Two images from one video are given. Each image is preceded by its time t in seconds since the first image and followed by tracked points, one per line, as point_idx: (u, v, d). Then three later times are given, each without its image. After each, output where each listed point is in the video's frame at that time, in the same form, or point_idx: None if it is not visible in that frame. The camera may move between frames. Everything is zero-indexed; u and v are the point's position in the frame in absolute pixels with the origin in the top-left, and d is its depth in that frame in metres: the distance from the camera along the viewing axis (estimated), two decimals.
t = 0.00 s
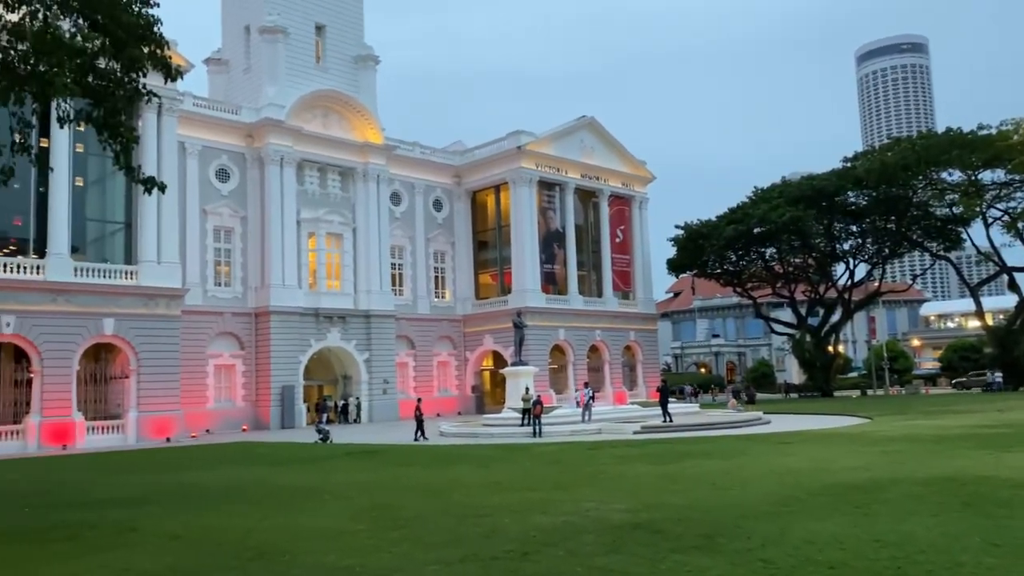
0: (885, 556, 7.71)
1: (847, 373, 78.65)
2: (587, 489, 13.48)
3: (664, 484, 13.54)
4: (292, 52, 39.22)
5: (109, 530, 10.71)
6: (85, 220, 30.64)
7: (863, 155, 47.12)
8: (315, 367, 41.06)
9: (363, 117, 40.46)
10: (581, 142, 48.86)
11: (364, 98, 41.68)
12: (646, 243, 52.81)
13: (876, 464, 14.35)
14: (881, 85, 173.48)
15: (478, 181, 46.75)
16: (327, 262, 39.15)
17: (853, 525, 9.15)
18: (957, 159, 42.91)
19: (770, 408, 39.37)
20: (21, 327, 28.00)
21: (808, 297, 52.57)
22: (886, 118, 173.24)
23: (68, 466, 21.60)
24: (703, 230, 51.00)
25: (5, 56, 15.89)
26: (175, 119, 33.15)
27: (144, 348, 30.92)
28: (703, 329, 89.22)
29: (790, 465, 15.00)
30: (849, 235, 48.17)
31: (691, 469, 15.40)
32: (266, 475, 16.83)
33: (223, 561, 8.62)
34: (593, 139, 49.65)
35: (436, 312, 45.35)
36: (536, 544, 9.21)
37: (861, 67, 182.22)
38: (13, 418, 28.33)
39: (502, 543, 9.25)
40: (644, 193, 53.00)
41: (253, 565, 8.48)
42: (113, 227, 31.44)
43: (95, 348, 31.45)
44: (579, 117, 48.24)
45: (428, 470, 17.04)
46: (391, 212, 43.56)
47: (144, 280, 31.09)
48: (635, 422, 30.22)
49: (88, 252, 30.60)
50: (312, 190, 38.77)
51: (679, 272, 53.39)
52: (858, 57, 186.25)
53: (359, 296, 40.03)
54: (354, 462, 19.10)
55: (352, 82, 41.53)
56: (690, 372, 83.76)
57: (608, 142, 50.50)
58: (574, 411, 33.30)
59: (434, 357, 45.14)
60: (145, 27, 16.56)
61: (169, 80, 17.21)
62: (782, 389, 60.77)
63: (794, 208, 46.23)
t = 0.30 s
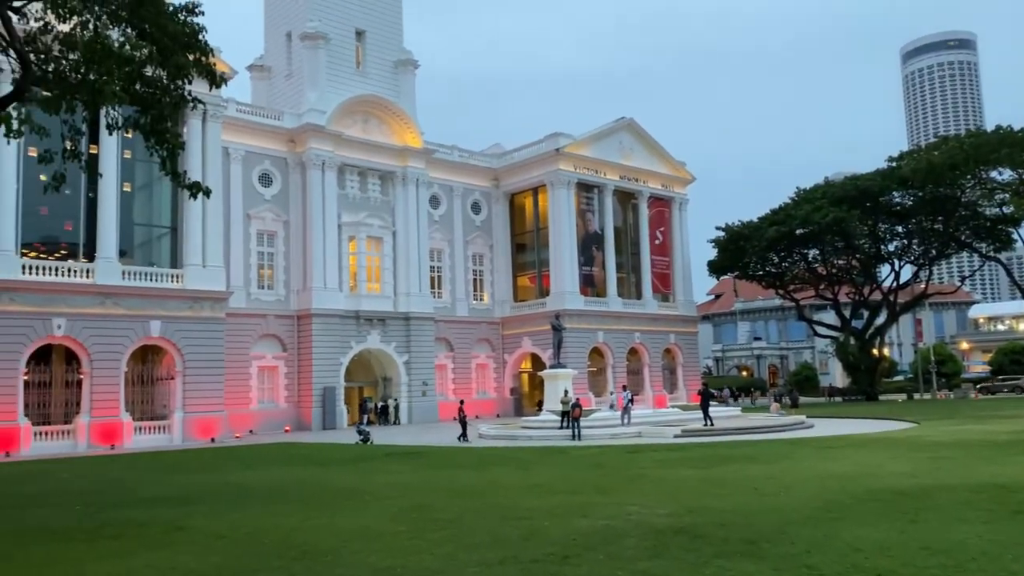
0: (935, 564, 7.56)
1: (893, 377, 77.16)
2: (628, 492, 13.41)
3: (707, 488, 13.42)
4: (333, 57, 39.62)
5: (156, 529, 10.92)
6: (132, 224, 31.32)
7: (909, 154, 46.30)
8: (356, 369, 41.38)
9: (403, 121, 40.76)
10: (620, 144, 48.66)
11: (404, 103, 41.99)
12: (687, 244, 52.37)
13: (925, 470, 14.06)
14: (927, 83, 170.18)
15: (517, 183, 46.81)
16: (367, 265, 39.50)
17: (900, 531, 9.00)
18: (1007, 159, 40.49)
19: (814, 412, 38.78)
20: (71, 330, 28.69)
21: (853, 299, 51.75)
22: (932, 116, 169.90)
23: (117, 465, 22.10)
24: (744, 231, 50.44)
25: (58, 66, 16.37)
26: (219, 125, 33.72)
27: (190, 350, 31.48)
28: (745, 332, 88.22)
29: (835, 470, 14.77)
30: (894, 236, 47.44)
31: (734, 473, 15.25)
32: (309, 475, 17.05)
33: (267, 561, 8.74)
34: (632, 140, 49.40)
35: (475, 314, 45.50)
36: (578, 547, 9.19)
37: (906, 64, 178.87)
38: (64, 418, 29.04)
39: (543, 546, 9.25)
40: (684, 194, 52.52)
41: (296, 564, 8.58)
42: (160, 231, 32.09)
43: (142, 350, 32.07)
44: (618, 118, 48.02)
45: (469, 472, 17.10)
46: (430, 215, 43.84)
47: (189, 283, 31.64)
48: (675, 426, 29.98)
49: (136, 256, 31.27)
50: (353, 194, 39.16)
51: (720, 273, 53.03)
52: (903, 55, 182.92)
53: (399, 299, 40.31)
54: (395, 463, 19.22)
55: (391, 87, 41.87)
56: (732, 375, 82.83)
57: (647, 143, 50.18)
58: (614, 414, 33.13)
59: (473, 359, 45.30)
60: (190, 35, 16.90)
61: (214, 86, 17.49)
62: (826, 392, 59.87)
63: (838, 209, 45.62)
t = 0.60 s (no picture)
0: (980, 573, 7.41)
1: (936, 380, 75.69)
2: (666, 497, 13.32)
3: (746, 493, 13.29)
4: (369, 62, 39.98)
5: (198, 529, 11.10)
6: (173, 229, 31.89)
7: (952, 153, 45.49)
8: (391, 371, 41.68)
9: (438, 125, 40.97)
10: (655, 145, 48.40)
11: (439, 106, 42.21)
12: (723, 246, 51.89)
13: (970, 476, 13.77)
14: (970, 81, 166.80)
15: (551, 186, 46.74)
16: (402, 268, 39.73)
17: (944, 539, 8.84)
18: None
19: (854, 416, 38.18)
20: (114, 332, 29.26)
21: (893, 301, 50.86)
22: (976, 114, 166.47)
23: (160, 466, 22.48)
24: (782, 232, 49.85)
25: (103, 75, 16.74)
26: (258, 130, 34.19)
27: (229, 353, 31.92)
28: (783, 335, 87.14)
29: (877, 476, 14.53)
30: (936, 237, 46.59)
31: (773, 478, 15.07)
32: (347, 477, 17.21)
33: (307, 561, 8.84)
34: (667, 141, 49.10)
35: (510, 317, 45.54)
36: (615, 551, 9.16)
37: (949, 62, 175.48)
38: (108, 419, 29.62)
39: (580, 550, 9.22)
40: (720, 195, 52.02)
41: (335, 565, 8.67)
42: (200, 236, 32.62)
43: (183, 352, 32.54)
44: (653, 119, 47.79)
45: (505, 474, 17.13)
46: (464, 218, 43.99)
47: (230, 286, 32.11)
48: (712, 429, 29.71)
49: (177, 260, 31.81)
50: (388, 198, 39.45)
51: (757, 275, 52.44)
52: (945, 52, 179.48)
53: (433, 301, 40.49)
54: (431, 466, 19.31)
55: (426, 91, 42.11)
56: (770, 378, 81.92)
57: (683, 145, 49.84)
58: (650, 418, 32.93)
59: (508, 362, 45.34)
60: (229, 42, 17.17)
61: (253, 92, 17.71)
62: (866, 396, 58.90)
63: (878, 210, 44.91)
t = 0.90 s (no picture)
0: None
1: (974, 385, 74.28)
2: (697, 501, 13.21)
3: (779, 497, 13.13)
4: (399, 66, 40.23)
5: (232, 529, 11.23)
6: (207, 233, 32.31)
7: (990, 153, 44.66)
8: (421, 374, 41.87)
9: (467, 128, 41.06)
10: (686, 146, 48.08)
11: (468, 110, 42.32)
12: (755, 248, 51.42)
13: (1009, 481, 13.49)
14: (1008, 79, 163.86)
15: (581, 188, 46.64)
16: (431, 271, 39.88)
17: (983, 546, 8.67)
18: None
19: (889, 421, 37.59)
20: (149, 335, 29.71)
21: (930, 303, 50.00)
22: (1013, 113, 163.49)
23: (194, 467, 22.76)
24: (815, 234, 49.29)
25: (138, 81, 17.02)
26: (289, 135, 34.53)
27: (261, 355, 32.24)
28: (816, 338, 86.06)
29: (913, 480, 14.29)
30: (974, 237, 45.74)
31: (807, 482, 14.89)
32: (377, 479, 17.29)
33: (338, 562, 8.90)
34: (698, 143, 48.77)
35: (539, 320, 45.49)
36: (646, 556, 9.10)
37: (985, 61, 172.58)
38: (143, 420, 30.06)
39: (610, 554, 9.18)
40: (752, 197, 51.55)
41: (366, 566, 8.71)
42: (234, 240, 33.00)
43: (217, 355, 32.90)
44: (683, 121, 47.50)
45: (535, 478, 17.10)
46: (493, 221, 44.05)
47: (262, 289, 32.45)
48: (744, 434, 29.42)
49: (210, 264, 32.21)
50: (418, 201, 39.62)
51: (789, 278, 51.85)
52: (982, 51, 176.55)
53: (463, 304, 40.58)
54: (461, 468, 19.34)
55: (456, 95, 42.25)
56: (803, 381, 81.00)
57: (714, 146, 49.48)
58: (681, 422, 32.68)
59: (538, 364, 45.30)
60: (261, 48, 17.39)
61: (285, 97, 17.89)
62: (902, 400, 57.99)
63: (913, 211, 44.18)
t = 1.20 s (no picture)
0: None
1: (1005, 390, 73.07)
2: (722, 505, 13.10)
3: (806, 502, 12.99)
4: (422, 70, 40.39)
5: (257, 530, 11.29)
6: (234, 237, 32.62)
7: (1020, 153, 44.04)
8: (444, 377, 41.96)
9: (490, 131, 41.10)
10: (710, 148, 47.79)
11: (491, 113, 42.37)
12: (780, 251, 51.02)
13: None
14: None
15: (604, 191, 46.55)
16: (455, 274, 39.93)
17: (1015, 552, 8.52)
18: None
19: (917, 426, 37.08)
20: (176, 337, 30.02)
21: (959, 306, 49.29)
22: None
23: (222, 468, 22.95)
24: (841, 236, 48.85)
25: (166, 86, 17.24)
26: (314, 139, 34.79)
27: (287, 358, 32.46)
28: (842, 341, 85.18)
29: (942, 486, 14.09)
30: (1005, 239, 45.08)
31: (834, 487, 14.71)
32: (401, 481, 17.31)
33: (362, 563, 8.92)
34: (722, 144, 48.47)
35: (562, 323, 45.40)
36: (672, 559, 9.03)
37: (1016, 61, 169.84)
38: (170, 422, 30.37)
39: (635, 558, 9.12)
40: (777, 198, 51.13)
41: (390, 567, 8.73)
42: (259, 243, 33.28)
43: (242, 357, 33.15)
44: (708, 123, 47.24)
45: (558, 481, 17.04)
46: (516, 224, 44.09)
47: (287, 292, 32.70)
48: (769, 438, 29.16)
49: (236, 267, 32.51)
50: (441, 204, 39.75)
51: (815, 281, 51.39)
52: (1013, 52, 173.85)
53: (485, 307, 40.61)
54: (485, 471, 19.34)
55: (479, 98, 42.31)
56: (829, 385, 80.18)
57: (739, 148, 49.16)
58: (705, 425, 32.46)
59: (561, 368, 45.22)
60: (286, 52, 17.53)
61: (310, 101, 18.03)
62: (931, 405, 57.17)
63: (942, 213, 43.65)
